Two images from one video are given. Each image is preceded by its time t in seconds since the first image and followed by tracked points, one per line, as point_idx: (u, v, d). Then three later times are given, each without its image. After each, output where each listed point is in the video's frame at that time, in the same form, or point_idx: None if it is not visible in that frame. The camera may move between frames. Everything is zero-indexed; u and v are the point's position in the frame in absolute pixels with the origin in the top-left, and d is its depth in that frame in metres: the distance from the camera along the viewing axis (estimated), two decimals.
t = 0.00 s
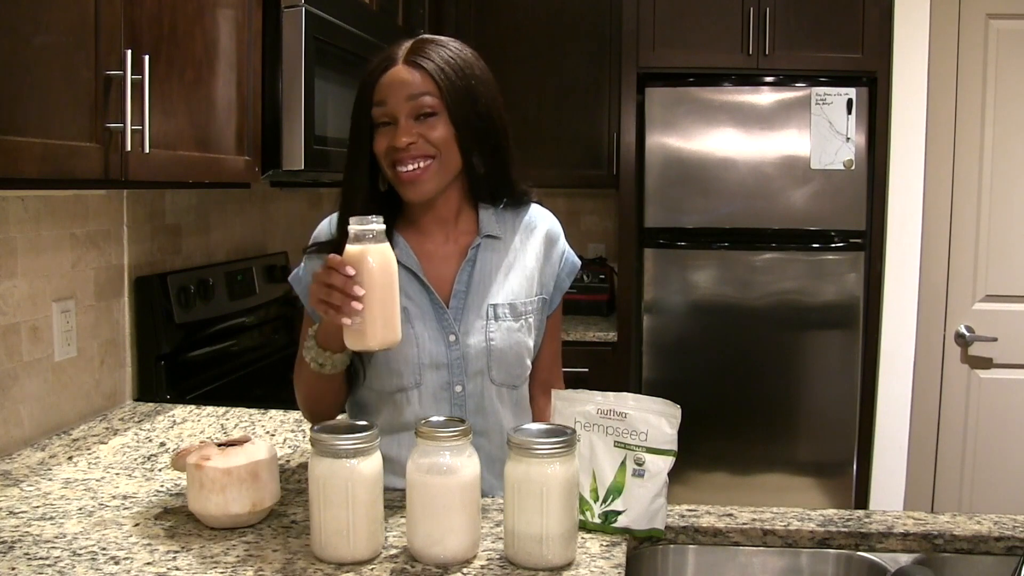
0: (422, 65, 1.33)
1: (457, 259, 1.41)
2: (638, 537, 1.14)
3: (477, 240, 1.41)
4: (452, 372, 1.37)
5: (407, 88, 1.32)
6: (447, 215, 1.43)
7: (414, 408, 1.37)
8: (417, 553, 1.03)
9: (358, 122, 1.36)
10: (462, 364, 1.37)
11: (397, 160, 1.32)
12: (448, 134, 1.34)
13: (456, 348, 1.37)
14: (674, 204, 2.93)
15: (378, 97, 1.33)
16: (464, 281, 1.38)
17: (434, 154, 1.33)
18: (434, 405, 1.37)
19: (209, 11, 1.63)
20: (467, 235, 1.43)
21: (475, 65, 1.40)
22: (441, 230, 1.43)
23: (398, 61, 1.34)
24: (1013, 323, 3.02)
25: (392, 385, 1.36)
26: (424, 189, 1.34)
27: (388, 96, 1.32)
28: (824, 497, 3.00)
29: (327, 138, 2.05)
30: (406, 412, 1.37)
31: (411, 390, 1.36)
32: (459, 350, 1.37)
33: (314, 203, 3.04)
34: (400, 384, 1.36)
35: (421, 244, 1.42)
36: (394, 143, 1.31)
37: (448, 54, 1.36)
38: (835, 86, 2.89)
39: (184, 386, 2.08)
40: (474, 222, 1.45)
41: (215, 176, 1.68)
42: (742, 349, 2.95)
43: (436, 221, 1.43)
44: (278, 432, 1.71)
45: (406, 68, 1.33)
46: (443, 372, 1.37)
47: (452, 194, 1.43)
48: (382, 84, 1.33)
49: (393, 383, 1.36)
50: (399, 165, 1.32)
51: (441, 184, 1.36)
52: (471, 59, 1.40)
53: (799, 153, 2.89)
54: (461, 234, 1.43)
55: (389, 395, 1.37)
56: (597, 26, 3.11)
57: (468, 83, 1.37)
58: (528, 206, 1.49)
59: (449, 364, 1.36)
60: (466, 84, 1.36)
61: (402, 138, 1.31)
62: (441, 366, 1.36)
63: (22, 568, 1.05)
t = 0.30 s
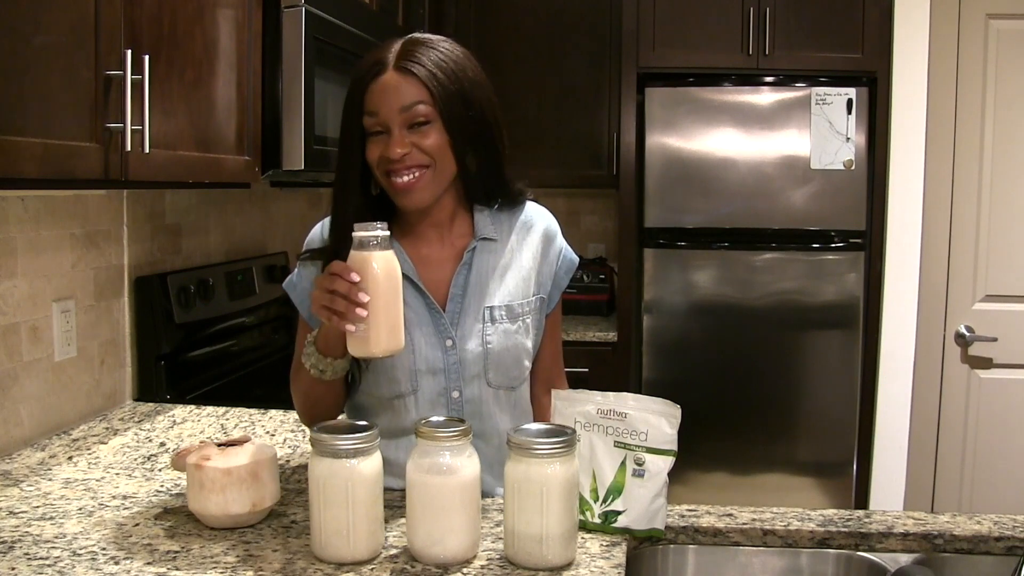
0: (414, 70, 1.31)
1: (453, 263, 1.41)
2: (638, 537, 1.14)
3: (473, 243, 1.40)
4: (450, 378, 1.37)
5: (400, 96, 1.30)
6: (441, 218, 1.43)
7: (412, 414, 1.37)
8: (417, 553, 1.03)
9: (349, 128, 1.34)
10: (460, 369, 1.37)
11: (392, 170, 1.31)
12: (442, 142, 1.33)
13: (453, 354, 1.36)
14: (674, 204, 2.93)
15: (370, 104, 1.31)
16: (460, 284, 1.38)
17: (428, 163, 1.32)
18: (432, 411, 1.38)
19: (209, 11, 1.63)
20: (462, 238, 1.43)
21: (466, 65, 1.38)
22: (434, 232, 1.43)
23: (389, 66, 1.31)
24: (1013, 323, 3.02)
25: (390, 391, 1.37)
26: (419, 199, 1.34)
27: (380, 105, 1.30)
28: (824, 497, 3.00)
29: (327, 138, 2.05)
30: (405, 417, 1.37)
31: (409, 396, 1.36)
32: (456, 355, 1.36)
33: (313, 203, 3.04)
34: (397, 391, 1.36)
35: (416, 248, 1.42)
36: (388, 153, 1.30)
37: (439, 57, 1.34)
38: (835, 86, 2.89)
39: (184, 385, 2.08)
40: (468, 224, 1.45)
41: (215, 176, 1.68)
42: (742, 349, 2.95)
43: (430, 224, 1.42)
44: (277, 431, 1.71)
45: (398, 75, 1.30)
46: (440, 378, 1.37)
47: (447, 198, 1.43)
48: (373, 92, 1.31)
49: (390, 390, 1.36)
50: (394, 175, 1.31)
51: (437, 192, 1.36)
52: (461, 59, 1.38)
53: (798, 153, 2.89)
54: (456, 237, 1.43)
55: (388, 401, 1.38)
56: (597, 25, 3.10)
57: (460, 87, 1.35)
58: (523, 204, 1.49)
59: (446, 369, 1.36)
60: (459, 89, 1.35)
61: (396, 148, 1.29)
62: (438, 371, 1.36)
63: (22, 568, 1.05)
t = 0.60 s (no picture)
0: (411, 68, 1.31)
1: (452, 261, 1.42)
2: (639, 537, 1.14)
3: (472, 240, 1.41)
4: (449, 376, 1.37)
5: (399, 95, 1.30)
6: (440, 216, 1.43)
7: (412, 412, 1.37)
8: (417, 553, 1.03)
9: (346, 130, 1.34)
10: (459, 366, 1.37)
11: (397, 169, 1.32)
12: (444, 136, 1.35)
13: (452, 351, 1.36)
14: (675, 203, 2.93)
15: (368, 104, 1.31)
16: (458, 281, 1.39)
17: (434, 158, 1.35)
18: (431, 410, 1.38)
19: (209, 11, 1.63)
20: (461, 235, 1.44)
21: (457, 58, 1.39)
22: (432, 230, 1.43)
23: (384, 67, 1.31)
24: (1013, 323, 3.02)
25: (389, 391, 1.37)
26: (425, 195, 1.36)
27: (382, 105, 1.31)
28: (824, 498, 3.00)
29: (327, 138, 2.05)
30: (405, 417, 1.37)
31: (409, 395, 1.36)
32: (455, 352, 1.36)
33: (313, 203, 3.04)
34: (397, 390, 1.36)
35: (414, 247, 1.42)
36: (392, 153, 1.31)
37: (433, 53, 1.34)
38: (835, 86, 2.89)
39: (184, 385, 2.08)
40: (466, 223, 1.45)
41: (215, 176, 1.68)
42: (742, 349, 2.95)
43: (428, 222, 1.43)
44: (277, 431, 1.71)
45: (395, 74, 1.31)
46: (440, 376, 1.37)
47: (444, 194, 1.43)
48: (371, 92, 1.31)
49: (391, 389, 1.36)
50: (399, 173, 1.33)
51: (441, 187, 1.38)
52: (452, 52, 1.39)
53: (799, 153, 2.88)
54: (454, 234, 1.44)
55: (388, 400, 1.37)
56: (597, 25, 3.10)
57: (456, 81, 1.36)
58: (522, 201, 1.49)
59: (445, 367, 1.36)
60: (456, 82, 1.36)
61: (400, 147, 1.31)
62: (437, 368, 1.36)
63: (21, 568, 1.04)
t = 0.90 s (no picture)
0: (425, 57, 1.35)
1: (454, 254, 1.42)
2: (639, 537, 1.14)
3: (473, 234, 1.42)
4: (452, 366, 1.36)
5: (415, 77, 1.32)
6: (442, 211, 1.43)
7: (415, 404, 1.36)
8: (417, 553, 1.03)
9: (357, 114, 1.34)
10: (463, 355, 1.37)
11: (410, 146, 1.31)
12: (457, 123, 1.36)
13: (456, 340, 1.36)
14: (675, 203, 2.93)
15: (382, 86, 1.32)
16: (461, 273, 1.39)
17: (446, 142, 1.34)
18: (435, 401, 1.37)
19: (209, 11, 1.63)
20: (462, 228, 1.44)
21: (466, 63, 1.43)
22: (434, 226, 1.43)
23: (400, 55, 1.34)
24: (1013, 323, 3.02)
25: (393, 382, 1.36)
26: (436, 177, 1.34)
27: (394, 88, 1.31)
28: (824, 498, 3.00)
29: (327, 138, 2.05)
30: (407, 409, 1.36)
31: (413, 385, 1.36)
32: (458, 341, 1.36)
33: (313, 203, 3.04)
34: (400, 381, 1.35)
35: (416, 239, 1.42)
36: (406, 130, 1.31)
37: (445, 50, 1.38)
38: (835, 86, 2.89)
39: (184, 385, 2.08)
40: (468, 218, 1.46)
41: (215, 176, 1.68)
42: (742, 349, 2.95)
43: (431, 217, 1.43)
44: (278, 431, 1.71)
45: (410, 60, 1.33)
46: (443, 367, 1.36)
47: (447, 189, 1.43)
48: (385, 75, 1.32)
49: (393, 380, 1.35)
50: (412, 152, 1.32)
51: (451, 172, 1.37)
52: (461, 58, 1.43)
53: (798, 153, 2.88)
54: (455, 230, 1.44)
55: (390, 392, 1.36)
56: (598, 25, 3.10)
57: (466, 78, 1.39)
58: (521, 201, 1.50)
59: (449, 357, 1.36)
60: (468, 78, 1.38)
61: (415, 124, 1.31)
62: (441, 357, 1.36)
63: (22, 568, 1.05)
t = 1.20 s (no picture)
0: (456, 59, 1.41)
1: (456, 246, 1.42)
2: (638, 537, 1.14)
3: (473, 224, 1.43)
4: (455, 351, 1.36)
5: (444, 70, 1.37)
6: (444, 204, 1.44)
7: (418, 390, 1.36)
8: (417, 553, 1.03)
9: (380, 94, 1.37)
10: (466, 341, 1.37)
11: (427, 128, 1.34)
12: (473, 121, 1.39)
13: (459, 325, 1.36)
14: (675, 203, 2.93)
15: (410, 71, 1.36)
16: (464, 261, 1.39)
17: (461, 134, 1.37)
18: (438, 387, 1.37)
19: (209, 11, 1.63)
20: (462, 221, 1.45)
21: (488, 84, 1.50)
22: (436, 218, 1.43)
23: (432, 51, 1.40)
24: (1013, 323, 3.02)
25: (397, 368, 1.35)
26: (445, 163, 1.36)
27: (422, 74, 1.36)
28: (824, 498, 3.00)
29: (327, 138, 2.05)
30: (410, 395, 1.36)
31: (417, 371, 1.35)
32: (461, 327, 1.36)
33: (313, 204, 3.04)
34: (404, 367, 1.35)
35: (417, 230, 1.42)
36: (426, 113, 1.34)
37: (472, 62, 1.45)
38: (835, 86, 2.89)
39: (184, 385, 2.08)
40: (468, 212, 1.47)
41: (215, 176, 1.68)
42: (742, 348, 2.95)
43: (432, 209, 1.43)
44: (278, 431, 1.71)
45: (441, 56, 1.39)
46: (447, 353, 1.36)
47: (450, 184, 1.44)
48: (415, 63, 1.37)
49: (397, 366, 1.35)
50: (427, 134, 1.34)
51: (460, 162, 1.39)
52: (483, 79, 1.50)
53: (798, 153, 2.88)
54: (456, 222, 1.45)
55: (394, 379, 1.36)
56: (598, 25, 3.10)
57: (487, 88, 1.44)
58: (517, 200, 1.52)
59: (452, 342, 1.36)
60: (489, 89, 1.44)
61: (436, 108, 1.34)
62: (444, 343, 1.36)
63: (21, 568, 1.05)
